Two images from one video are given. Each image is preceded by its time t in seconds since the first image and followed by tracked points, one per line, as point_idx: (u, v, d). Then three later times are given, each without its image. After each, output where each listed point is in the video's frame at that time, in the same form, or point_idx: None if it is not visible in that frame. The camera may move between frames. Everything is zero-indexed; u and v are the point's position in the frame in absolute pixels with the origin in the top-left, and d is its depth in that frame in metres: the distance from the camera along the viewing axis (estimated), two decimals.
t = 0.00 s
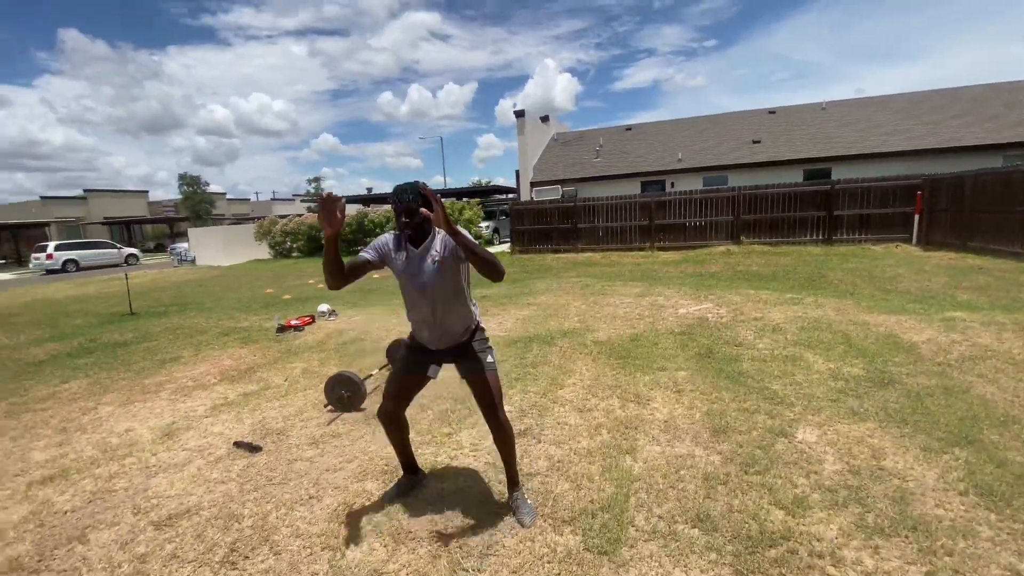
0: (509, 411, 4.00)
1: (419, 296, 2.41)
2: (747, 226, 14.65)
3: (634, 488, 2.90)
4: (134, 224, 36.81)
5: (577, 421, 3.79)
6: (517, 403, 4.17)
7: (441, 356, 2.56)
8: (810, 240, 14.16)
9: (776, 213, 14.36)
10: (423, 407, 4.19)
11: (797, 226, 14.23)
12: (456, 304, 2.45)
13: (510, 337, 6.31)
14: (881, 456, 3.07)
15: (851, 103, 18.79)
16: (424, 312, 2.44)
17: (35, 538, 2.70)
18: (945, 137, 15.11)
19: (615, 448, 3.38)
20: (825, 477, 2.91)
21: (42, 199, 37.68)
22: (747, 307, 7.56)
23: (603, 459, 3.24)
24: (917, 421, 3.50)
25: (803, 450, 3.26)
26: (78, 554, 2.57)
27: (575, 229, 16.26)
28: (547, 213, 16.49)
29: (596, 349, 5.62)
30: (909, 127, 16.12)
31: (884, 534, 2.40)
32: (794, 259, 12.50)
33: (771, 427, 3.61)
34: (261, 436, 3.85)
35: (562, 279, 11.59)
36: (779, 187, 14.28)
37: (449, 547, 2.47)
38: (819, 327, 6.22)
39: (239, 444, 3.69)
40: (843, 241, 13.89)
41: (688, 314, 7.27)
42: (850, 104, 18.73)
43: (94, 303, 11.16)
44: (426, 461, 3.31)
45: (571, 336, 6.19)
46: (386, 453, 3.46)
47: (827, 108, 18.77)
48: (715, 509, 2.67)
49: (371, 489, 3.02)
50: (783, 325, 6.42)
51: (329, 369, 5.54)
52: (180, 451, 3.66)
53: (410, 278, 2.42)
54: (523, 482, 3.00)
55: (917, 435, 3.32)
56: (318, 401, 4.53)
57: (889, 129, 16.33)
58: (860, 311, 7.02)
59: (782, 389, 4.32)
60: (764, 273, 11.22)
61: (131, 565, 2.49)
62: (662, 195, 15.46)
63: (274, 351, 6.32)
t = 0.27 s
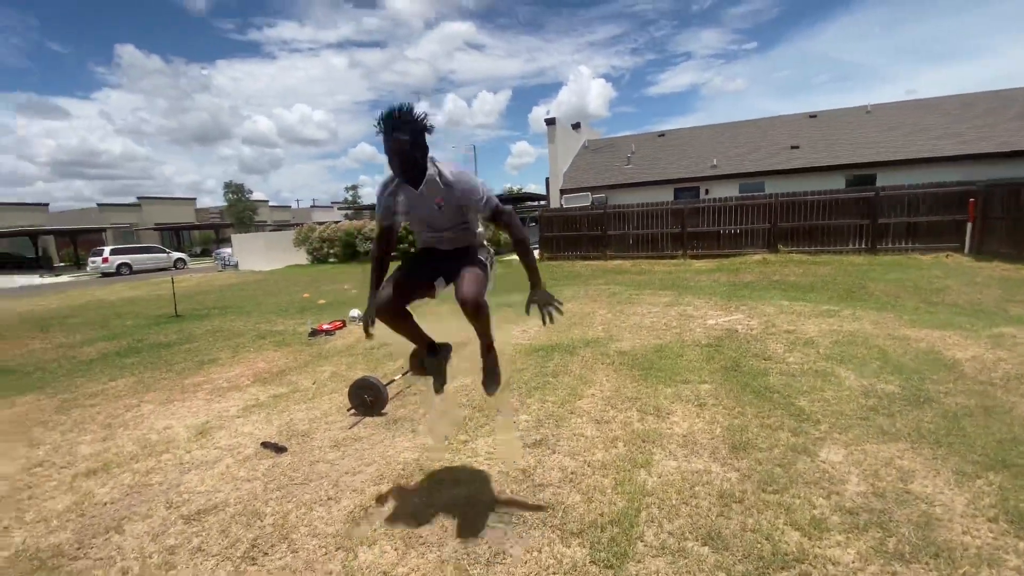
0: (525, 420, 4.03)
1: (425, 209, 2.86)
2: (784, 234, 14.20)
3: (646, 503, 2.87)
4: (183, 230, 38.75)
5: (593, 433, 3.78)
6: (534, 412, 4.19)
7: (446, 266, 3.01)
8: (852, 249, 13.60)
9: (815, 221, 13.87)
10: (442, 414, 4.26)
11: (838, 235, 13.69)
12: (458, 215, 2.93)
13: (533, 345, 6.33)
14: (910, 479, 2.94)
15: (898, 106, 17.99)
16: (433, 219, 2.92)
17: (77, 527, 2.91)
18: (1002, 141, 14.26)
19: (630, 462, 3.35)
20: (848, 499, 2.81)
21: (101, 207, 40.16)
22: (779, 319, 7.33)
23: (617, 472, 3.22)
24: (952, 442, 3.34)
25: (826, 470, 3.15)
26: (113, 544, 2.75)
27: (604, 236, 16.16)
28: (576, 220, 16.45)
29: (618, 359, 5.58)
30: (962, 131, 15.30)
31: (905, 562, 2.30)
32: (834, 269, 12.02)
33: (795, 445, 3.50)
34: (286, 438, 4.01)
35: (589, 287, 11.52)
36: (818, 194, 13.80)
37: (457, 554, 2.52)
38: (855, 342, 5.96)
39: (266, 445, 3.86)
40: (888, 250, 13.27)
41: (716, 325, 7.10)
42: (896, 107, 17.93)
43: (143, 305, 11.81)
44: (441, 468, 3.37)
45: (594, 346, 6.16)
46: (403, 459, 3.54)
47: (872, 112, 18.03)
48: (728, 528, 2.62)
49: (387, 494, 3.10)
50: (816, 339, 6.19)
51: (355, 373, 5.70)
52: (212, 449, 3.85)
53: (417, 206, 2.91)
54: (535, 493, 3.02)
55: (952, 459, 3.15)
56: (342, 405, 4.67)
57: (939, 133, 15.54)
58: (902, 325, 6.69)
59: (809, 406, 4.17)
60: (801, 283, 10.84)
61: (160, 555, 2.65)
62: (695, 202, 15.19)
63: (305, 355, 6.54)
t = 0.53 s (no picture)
0: (539, 420, 4.09)
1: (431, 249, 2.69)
2: (821, 237, 13.72)
3: (652, 505, 2.89)
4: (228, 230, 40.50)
5: (606, 434, 3.81)
6: (549, 412, 4.24)
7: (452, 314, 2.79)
8: (895, 253, 13.02)
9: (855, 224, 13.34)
10: (458, 412, 4.37)
11: (880, 238, 13.13)
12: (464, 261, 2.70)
13: (554, 347, 6.38)
14: (929, 492, 2.85)
15: (949, 104, 17.11)
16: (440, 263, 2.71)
17: (115, 506, 3.15)
18: None
19: (640, 463, 3.37)
20: (860, 509, 2.75)
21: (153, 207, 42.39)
22: (810, 325, 7.14)
23: (626, 473, 3.24)
24: (980, 457, 3.21)
25: (840, 479, 3.09)
26: (147, 522, 2.97)
27: (633, 239, 16.02)
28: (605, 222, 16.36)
29: (638, 362, 5.57)
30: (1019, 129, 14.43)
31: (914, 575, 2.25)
32: (875, 274, 11.55)
33: (811, 453, 3.44)
34: (310, 429, 4.20)
35: (616, 290, 11.47)
36: (859, 196, 13.27)
37: (462, 545, 2.61)
38: (887, 349, 5.76)
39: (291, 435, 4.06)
40: (934, 255, 12.65)
41: (742, 330, 6.98)
42: (947, 105, 17.06)
43: (188, 301, 12.45)
44: (454, 463, 3.47)
45: (615, 348, 6.15)
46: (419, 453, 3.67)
47: (920, 110, 17.22)
48: (732, 532, 2.61)
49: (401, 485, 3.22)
50: (846, 345, 6.01)
51: (380, 370, 5.89)
52: (241, 438, 4.08)
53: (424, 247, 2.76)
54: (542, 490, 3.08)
55: (977, 473, 3.04)
56: (364, 400, 4.84)
57: (993, 132, 14.70)
58: (941, 333, 6.41)
59: (831, 414, 4.07)
60: (837, 288, 10.48)
61: (188, 534, 2.84)
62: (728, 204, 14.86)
63: (333, 351, 6.79)
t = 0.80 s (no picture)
0: (553, 414, 4.16)
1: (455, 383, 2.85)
2: (858, 236, 13.25)
3: (659, 498, 2.93)
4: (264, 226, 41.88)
5: (618, 429, 3.86)
6: (563, 407, 4.31)
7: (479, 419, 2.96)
8: (937, 253, 12.47)
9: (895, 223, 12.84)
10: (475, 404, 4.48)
11: (921, 238, 12.60)
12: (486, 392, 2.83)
13: (573, 343, 6.43)
14: (944, 496, 2.81)
15: (1000, 97, 16.23)
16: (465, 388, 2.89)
17: (153, 481, 3.40)
18: None
19: (649, 458, 3.41)
20: (870, 510, 2.73)
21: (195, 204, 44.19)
22: (838, 326, 6.97)
23: (635, 467, 3.29)
24: (1005, 463, 3.13)
25: (853, 480, 3.06)
26: (182, 496, 3.20)
27: (661, 236, 15.84)
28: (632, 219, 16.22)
29: (657, 360, 5.57)
30: None
31: None
32: (914, 275, 11.10)
33: (826, 453, 3.40)
34: (333, 417, 4.39)
35: (642, 288, 11.39)
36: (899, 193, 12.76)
37: (471, 529, 2.72)
38: (919, 352, 5.59)
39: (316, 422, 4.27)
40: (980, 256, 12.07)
41: (767, 330, 6.87)
42: (998, 97, 16.18)
43: (226, 294, 13.00)
44: (468, 452, 3.58)
45: (634, 346, 6.17)
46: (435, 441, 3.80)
47: (968, 103, 16.39)
48: (736, 527, 2.64)
49: (416, 471, 3.36)
50: (876, 347, 5.86)
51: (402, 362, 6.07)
52: (270, 423, 4.31)
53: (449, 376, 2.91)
54: (552, 480, 3.16)
55: (999, 479, 2.97)
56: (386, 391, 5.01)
57: None
58: (979, 337, 6.17)
59: (851, 416, 4.01)
60: (873, 289, 10.14)
61: (218, 509, 3.05)
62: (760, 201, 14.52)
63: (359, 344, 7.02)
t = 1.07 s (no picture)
0: (565, 406, 4.26)
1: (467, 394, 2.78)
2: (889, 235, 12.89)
3: (664, 488, 3.01)
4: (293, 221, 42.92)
5: (628, 422, 3.93)
6: (576, 400, 4.40)
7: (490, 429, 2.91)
8: (972, 253, 12.06)
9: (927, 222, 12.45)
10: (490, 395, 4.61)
11: (955, 237, 12.20)
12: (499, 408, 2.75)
13: (589, 339, 6.51)
14: (953, 495, 2.81)
15: None
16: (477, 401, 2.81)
17: (188, 458, 3.64)
18: None
19: (658, 450, 3.48)
20: (874, 506, 2.76)
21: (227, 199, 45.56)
22: (861, 326, 6.87)
23: (643, 459, 3.37)
24: (1020, 465, 3.10)
25: (859, 476, 3.09)
26: (214, 472, 3.43)
27: (683, 234, 15.71)
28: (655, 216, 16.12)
29: (672, 357, 5.61)
30: None
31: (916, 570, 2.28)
32: (947, 275, 10.78)
33: (836, 450, 3.42)
34: (355, 404, 4.59)
35: (662, 285, 11.35)
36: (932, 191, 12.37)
37: (481, 511, 2.85)
38: (942, 353, 5.49)
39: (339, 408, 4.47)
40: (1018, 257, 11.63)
41: (787, 329, 6.82)
42: None
43: (256, 286, 13.47)
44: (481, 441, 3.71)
45: (650, 343, 6.21)
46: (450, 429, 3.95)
47: (1010, 97, 15.71)
48: (738, 517, 2.71)
49: (432, 456, 3.51)
50: (898, 348, 5.77)
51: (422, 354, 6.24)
52: (295, 408, 4.53)
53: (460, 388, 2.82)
54: (561, 468, 3.27)
55: (1011, 480, 2.95)
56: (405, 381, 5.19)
57: None
58: (1008, 339, 6.01)
59: (865, 414, 4.00)
60: (902, 289, 9.89)
61: (247, 485, 3.26)
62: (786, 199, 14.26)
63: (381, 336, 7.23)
